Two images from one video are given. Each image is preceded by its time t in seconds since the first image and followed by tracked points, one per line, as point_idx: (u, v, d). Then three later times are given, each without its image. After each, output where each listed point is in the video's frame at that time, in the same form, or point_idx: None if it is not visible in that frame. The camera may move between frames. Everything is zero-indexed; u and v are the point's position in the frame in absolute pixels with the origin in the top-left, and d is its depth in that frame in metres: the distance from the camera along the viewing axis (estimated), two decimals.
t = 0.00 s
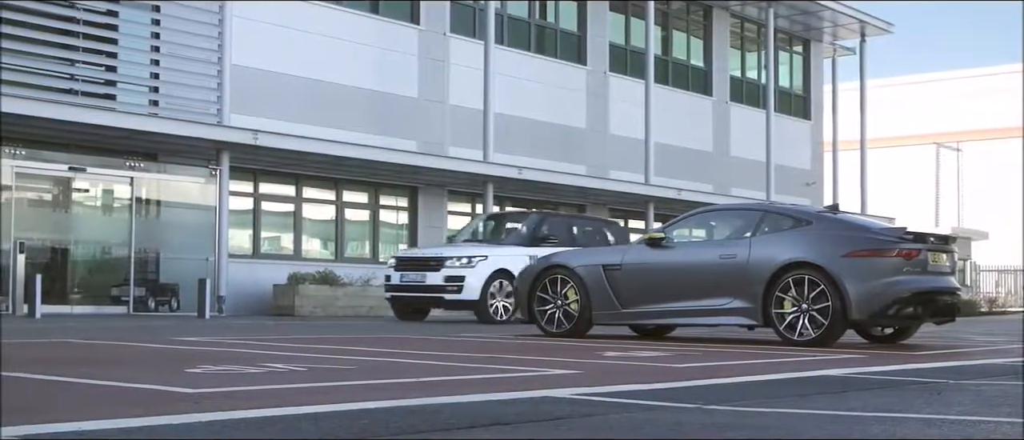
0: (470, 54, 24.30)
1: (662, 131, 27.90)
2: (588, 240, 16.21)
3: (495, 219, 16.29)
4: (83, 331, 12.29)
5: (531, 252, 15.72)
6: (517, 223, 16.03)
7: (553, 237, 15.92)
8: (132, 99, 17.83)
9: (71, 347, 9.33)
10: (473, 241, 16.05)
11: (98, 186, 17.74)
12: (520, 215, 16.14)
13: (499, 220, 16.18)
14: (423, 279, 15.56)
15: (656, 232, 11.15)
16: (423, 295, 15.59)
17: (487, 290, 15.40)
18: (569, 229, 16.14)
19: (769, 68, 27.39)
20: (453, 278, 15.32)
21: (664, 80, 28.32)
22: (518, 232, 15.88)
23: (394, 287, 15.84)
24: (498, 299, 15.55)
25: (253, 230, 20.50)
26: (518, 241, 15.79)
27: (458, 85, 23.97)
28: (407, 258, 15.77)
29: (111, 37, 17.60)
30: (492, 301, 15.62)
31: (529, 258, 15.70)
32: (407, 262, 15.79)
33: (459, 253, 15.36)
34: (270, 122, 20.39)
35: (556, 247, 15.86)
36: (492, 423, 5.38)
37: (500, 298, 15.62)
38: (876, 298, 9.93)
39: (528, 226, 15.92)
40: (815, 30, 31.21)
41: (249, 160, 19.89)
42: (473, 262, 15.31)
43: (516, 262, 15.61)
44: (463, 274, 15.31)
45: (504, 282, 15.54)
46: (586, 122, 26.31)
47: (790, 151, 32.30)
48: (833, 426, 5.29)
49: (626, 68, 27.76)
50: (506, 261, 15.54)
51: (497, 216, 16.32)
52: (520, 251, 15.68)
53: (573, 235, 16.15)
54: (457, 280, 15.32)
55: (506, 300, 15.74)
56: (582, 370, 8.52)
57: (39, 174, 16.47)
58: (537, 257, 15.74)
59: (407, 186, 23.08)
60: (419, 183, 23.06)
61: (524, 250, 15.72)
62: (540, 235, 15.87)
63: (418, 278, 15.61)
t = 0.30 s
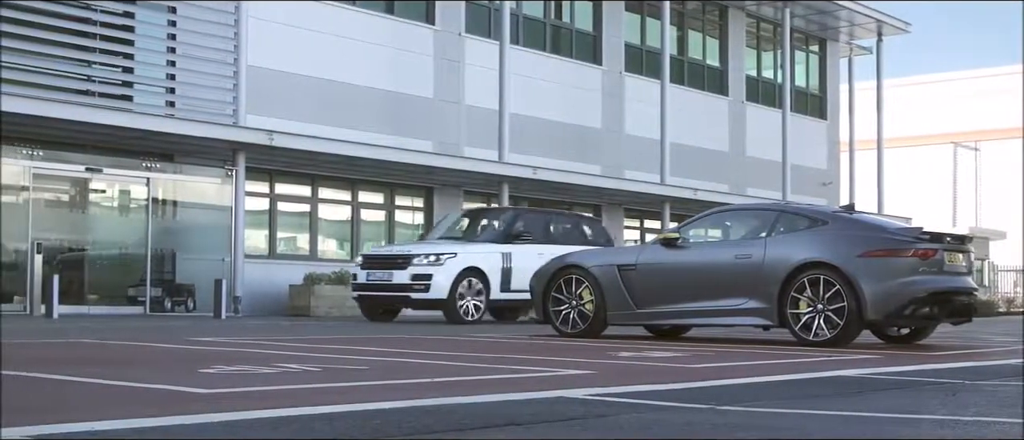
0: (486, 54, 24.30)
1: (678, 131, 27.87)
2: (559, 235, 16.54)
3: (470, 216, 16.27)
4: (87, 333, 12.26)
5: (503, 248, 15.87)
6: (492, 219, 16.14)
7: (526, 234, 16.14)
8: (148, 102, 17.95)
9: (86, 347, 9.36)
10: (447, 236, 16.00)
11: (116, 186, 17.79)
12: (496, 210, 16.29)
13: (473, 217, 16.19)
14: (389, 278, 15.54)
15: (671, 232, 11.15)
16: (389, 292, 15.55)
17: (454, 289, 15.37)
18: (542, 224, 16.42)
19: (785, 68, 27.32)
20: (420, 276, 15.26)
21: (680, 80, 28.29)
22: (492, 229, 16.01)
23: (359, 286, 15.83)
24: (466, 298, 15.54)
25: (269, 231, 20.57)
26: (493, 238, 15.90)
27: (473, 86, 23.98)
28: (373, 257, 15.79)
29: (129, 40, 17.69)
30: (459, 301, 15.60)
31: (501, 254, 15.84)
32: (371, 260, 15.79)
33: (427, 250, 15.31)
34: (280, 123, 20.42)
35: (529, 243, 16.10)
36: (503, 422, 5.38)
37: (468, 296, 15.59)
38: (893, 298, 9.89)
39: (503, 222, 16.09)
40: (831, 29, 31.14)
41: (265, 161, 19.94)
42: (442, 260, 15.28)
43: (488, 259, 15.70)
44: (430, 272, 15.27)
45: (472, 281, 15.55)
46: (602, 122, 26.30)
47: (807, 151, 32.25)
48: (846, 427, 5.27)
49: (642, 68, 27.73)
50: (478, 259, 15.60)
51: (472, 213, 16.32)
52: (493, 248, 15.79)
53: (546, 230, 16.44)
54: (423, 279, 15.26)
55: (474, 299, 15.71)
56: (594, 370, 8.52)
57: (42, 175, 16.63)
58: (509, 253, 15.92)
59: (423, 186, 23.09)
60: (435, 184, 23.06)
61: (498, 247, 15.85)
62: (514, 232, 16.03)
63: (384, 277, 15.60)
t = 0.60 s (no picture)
0: (508, 54, 24.29)
1: (701, 131, 27.80)
2: (531, 231, 16.43)
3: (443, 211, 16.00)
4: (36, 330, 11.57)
5: (473, 246, 15.60)
6: (464, 215, 15.89)
7: (497, 231, 15.96)
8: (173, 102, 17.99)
9: (108, 347, 9.41)
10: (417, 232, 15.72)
11: (140, 187, 17.88)
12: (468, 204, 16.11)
13: (446, 212, 15.91)
14: (350, 276, 15.27)
15: (693, 232, 11.11)
16: (350, 291, 15.30)
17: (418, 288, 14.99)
18: (515, 220, 16.31)
19: (809, 68, 27.22)
20: (383, 275, 14.93)
21: (702, 80, 28.21)
22: (464, 224, 15.77)
23: (323, 285, 15.59)
24: (430, 297, 15.15)
25: (293, 231, 20.65)
26: (464, 234, 15.65)
27: (495, 86, 23.99)
28: (337, 254, 15.58)
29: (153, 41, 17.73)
30: (424, 301, 15.21)
31: (470, 252, 15.54)
32: (335, 258, 15.58)
33: (389, 248, 14.97)
34: (302, 123, 20.58)
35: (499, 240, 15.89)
36: (525, 422, 5.38)
37: (433, 296, 15.20)
38: (917, 298, 9.83)
39: (474, 218, 15.90)
40: (855, 28, 31.02)
41: (288, 162, 20.00)
42: (405, 258, 14.94)
43: (456, 257, 15.36)
44: (394, 270, 14.93)
45: (438, 280, 15.18)
46: (624, 123, 26.28)
47: (831, 151, 32.14)
48: (868, 428, 5.24)
49: (664, 68, 27.68)
50: (447, 257, 15.27)
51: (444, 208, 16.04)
52: (462, 245, 15.48)
53: (519, 225, 16.33)
54: (387, 278, 14.92)
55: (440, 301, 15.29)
56: (615, 370, 8.51)
57: (60, 175, 16.73)
58: (479, 251, 15.68)
59: (446, 186, 23.11)
60: (458, 184, 23.07)
61: (467, 244, 15.57)
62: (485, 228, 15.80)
63: (345, 275, 15.33)
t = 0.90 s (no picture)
0: (530, 54, 24.27)
1: (724, 130, 27.69)
2: (510, 227, 15.84)
3: (420, 207, 15.29)
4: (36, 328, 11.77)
5: (446, 243, 14.88)
6: (441, 211, 15.18)
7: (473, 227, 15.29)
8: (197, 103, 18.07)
9: (130, 347, 9.43)
10: (392, 229, 15.01)
11: (164, 187, 17.92)
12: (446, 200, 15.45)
13: (422, 209, 15.21)
14: (315, 275, 14.43)
15: (716, 231, 11.08)
16: (317, 291, 14.45)
17: (387, 286, 14.23)
18: (494, 216, 15.71)
19: (833, 66, 27.08)
20: (348, 274, 14.15)
21: (725, 79, 28.11)
22: (439, 220, 15.06)
23: (288, 284, 14.78)
24: (399, 295, 14.38)
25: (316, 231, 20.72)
26: (438, 231, 14.92)
27: (518, 86, 23.96)
28: (301, 252, 14.73)
29: (176, 42, 17.84)
30: (392, 300, 14.43)
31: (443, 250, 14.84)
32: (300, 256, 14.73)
33: (354, 245, 14.19)
34: (326, 124, 20.51)
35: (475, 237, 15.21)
36: (542, 422, 5.38)
37: (403, 294, 14.44)
38: (940, 298, 9.74)
39: (450, 214, 15.21)
40: (880, 26, 30.86)
41: (311, 162, 20.04)
42: (372, 256, 14.16)
43: (427, 256, 14.64)
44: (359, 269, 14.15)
45: (407, 278, 14.44)
46: (647, 122, 26.22)
47: (855, 149, 31.97)
48: (890, 428, 5.21)
49: (687, 67, 27.60)
50: (418, 255, 14.54)
51: (421, 204, 15.32)
52: (434, 243, 14.76)
53: (498, 222, 15.73)
54: (352, 276, 14.14)
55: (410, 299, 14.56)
56: (637, 369, 8.47)
57: (87, 175, 16.87)
58: (452, 249, 14.96)
59: (469, 186, 23.12)
60: (480, 183, 23.08)
61: (440, 242, 14.85)
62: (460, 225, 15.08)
63: (309, 274, 14.50)
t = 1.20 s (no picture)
0: (559, 54, 24.26)
1: (754, 130, 27.55)
2: (484, 223, 15.24)
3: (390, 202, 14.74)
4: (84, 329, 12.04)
5: (413, 239, 14.37)
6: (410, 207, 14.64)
7: (443, 223, 14.74)
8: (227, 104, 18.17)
9: (158, 347, 9.49)
10: (360, 225, 14.51)
11: (195, 189, 17.97)
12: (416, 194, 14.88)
13: (390, 204, 14.66)
14: (275, 273, 13.93)
15: (746, 231, 11.03)
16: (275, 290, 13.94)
17: (349, 284, 13.75)
18: (467, 211, 15.12)
19: (864, 65, 26.93)
20: (308, 272, 13.68)
21: (755, 78, 27.97)
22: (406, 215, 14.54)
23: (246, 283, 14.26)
24: (362, 294, 13.91)
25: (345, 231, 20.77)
26: (404, 227, 14.40)
27: (547, 86, 23.94)
28: (263, 249, 14.20)
29: (207, 43, 17.93)
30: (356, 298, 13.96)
31: (411, 247, 14.34)
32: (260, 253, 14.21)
33: (315, 242, 13.71)
34: (354, 124, 20.48)
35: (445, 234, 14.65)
36: (571, 422, 5.37)
37: (364, 293, 13.95)
38: (970, 298, 9.66)
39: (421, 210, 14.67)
40: (912, 25, 30.65)
41: (341, 163, 20.09)
42: (333, 253, 13.68)
43: (393, 253, 14.14)
44: (319, 267, 13.68)
45: (370, 276, 13.95)
46: (676, 122, 26.14)
47: (887, 148, 31.77)
48: (920, 429, 5.18)
49: (717, 67, 27.51)
50: (385, 252, 14.06)
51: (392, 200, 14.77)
52: (401, 239, 14.26)
53: (471, 217, 15.13)
54: (312, 274, 13.67)
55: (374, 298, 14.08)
56: (665, 370, 8.45)
57: (117, 176, 16.94)
58: (421, 246, 14.45)
59: (499, 186, 23.11)
60: (510, 183, 23.08)
61: (408, 239, 14.35)
62: (428, 221, 14.54)
63: (269, 272, 14.00)
